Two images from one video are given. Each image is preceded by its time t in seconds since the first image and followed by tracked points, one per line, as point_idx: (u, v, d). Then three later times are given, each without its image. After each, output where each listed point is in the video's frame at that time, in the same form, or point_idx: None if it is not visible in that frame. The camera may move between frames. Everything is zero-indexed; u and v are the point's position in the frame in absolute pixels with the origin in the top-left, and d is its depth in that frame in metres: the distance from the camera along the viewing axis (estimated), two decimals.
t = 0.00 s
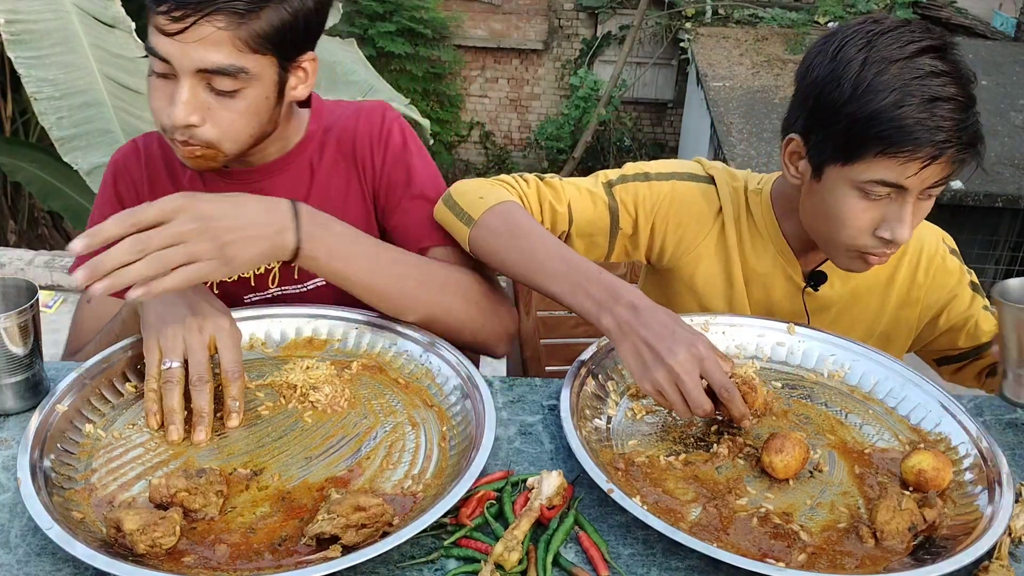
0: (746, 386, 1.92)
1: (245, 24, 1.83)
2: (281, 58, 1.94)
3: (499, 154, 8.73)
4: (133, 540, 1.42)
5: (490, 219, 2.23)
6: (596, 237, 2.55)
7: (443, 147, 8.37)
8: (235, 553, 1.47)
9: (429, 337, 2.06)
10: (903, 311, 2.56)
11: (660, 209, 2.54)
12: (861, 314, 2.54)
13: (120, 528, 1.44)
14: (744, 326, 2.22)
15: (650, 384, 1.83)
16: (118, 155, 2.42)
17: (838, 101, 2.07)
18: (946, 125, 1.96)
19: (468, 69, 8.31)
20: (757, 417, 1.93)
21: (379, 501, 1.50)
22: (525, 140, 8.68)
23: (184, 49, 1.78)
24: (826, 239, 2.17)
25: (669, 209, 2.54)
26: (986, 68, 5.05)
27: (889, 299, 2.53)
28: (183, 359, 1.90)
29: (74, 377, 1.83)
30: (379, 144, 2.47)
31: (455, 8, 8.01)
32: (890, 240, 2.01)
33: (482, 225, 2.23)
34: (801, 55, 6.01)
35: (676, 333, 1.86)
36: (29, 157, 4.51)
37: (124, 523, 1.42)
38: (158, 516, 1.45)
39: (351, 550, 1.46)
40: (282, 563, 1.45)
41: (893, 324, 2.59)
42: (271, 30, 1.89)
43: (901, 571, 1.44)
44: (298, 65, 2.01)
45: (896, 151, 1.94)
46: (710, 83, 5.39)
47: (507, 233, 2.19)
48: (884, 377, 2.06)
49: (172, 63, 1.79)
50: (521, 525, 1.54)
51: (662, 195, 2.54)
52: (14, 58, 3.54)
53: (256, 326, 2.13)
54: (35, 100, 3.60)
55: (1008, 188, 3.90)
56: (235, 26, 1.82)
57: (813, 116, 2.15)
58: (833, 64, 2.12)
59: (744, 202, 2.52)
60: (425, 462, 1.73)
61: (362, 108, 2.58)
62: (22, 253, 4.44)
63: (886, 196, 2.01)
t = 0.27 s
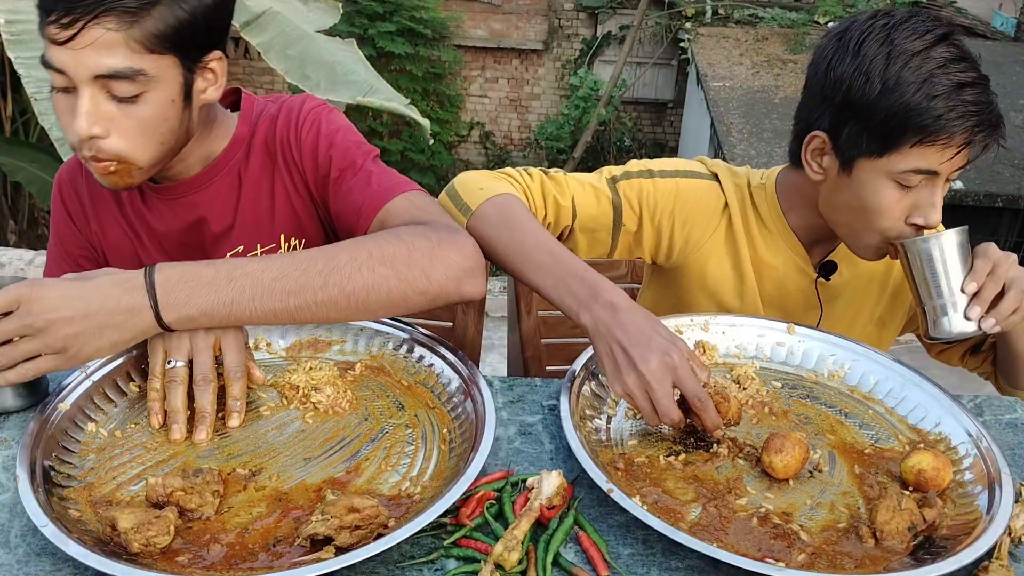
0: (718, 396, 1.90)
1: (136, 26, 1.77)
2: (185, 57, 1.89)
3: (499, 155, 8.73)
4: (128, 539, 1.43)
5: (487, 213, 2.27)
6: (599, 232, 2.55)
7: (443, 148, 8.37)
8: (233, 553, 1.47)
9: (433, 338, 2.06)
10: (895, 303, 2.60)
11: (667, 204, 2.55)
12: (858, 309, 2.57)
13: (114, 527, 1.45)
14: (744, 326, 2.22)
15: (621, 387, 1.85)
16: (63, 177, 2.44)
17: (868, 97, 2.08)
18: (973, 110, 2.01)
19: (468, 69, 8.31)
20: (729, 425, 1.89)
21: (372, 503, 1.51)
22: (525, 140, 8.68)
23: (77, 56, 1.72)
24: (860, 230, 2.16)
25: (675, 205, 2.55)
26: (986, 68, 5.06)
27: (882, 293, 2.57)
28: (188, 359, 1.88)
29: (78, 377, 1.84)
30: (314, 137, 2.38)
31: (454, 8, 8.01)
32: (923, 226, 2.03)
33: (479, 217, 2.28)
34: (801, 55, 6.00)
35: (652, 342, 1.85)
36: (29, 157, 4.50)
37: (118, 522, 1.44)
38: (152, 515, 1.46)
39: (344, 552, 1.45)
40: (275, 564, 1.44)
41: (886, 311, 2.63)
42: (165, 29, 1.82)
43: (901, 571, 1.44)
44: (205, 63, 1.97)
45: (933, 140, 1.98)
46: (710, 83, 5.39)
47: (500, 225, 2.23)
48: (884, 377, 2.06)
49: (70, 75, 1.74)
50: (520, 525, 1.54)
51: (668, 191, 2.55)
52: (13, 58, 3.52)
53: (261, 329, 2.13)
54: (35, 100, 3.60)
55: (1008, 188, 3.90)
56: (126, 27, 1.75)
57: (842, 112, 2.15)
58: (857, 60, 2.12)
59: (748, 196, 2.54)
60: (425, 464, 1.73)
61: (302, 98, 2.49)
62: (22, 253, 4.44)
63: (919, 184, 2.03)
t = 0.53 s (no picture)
0: (717, 390, 1.91)
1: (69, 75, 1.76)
2: (133, 99, 1.90)
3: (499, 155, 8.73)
4: (128, 539, 1.43)
5: (488, 224, 2.33)
6: (601, 242, 2.55)
7: (442, 148, 8.36)
8: (232, 553, 1.47)
9: (433, 338, 2.06)
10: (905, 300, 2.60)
11: (669, 211, 2.54)
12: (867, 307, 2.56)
13: (115, 527, 1.45)
14: (744, 327, 2.22)
15: (620, 384, 1.86)
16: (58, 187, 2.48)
17: (878, 105, 2.08)
18: (982, 127, 2.02)
19: (468, 69, 8.31)
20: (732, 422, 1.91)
21: (373, 503, 1.51)
22: (525, 140, 8.68)
23: (17, 114, 1.74)
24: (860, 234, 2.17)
25: (677, 212, 2.54)
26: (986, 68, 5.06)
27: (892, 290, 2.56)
28: (186, 359, 1.91)
29: (77, 376, 1.84)
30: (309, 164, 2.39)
31: (455, 8, 8.00)
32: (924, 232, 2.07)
33: (479, 231, 2.34)
34: (802, 54, 6.00)
35: (650, 337, 1.87)
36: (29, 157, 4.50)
37: (119, 522, 1.44)
38: (153, 516, 1.46)
39: (345, 551, 1.46)
40: (274, 564, 1.44)
41: (898, 313, 2.62)
42: (103, 75, 1.82)
43: (901, 571, 1.44)
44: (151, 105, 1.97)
45: (940, 153, 1.99)
46: (710, 84, 5.39)
47: (500, 233, 2.28)
48: (884, 378, 2.06)
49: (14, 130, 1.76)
50: (520, 525, 1.54)
51: (669, 198, 2.54)
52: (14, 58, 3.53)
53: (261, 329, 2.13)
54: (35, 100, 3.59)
55: (1008, 188, 3.90)
56: (59, 78, 1.75)
57: (852, 119, 2.15)
58: (870, 69, 2.13)
59: (751, 202, 2.54)
60: (425, 463, 1.73)
61: (300, 120, 2.49)
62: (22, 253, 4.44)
63: (924, 195, 2.05)
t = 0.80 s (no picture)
0: (717, 391, 1.88)
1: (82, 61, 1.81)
2: (142, 94, 1.93)
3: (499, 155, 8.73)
4: (128, 539, 1.43)
5: (491, 232, 2.34)
6: (605, 248, 2.58)
7: (442, 148, 8.36)
8: (232, 552, 1.47)
9: (432, 338, 2.06)
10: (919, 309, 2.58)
11: (676, 218, 2.55)
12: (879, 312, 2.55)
13: (114, 527, 1.45)
14: (744, 326, 2.22)
15: (618, 386, 1.86)
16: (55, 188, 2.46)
17: (893, 102, 2.08)
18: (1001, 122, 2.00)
19: (468, 69, 8.31)
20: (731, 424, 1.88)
21: (373, 503, 1.51)
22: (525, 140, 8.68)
23: (26, 97, 1.78)
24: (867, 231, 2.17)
25: (683, 219, 2.55)
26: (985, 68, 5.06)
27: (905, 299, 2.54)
28: (186, 358, 1.91)
29: (77, 377, 1.83)
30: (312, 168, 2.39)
31: (455, 7, 7.99)
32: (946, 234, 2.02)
33: (482, 238, 2.35)
34: (801, 54, 6.00)
35: (648, 340, 1.89)
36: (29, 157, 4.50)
37: (119, 523, 1.43)
38: (152, 516, 1.46)
39: (345, 550, 1.45)
40: (274, 563, 1.44)
41: (913, 321, 2.60)
42: (115, 64, 1.87)
43: (901, 571, 1.44)
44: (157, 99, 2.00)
45: (959, 148, 1.97)
46: (710, 84, 5.39)
47: (502, 239, 2.30)
48: (884, 378, 2.05)
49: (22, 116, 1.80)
50: (520, 525, 1.54)
51: (676, 205, 2.55)
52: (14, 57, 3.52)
53: (261, 328, 2.13)
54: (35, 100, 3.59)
55: (1008, 188, 3.90)
56: (73, 64, 1.80)
57: (867, 117, 2.16)
58: (884, 65, 2.13)
59: (762, 210, 2.53)
60: (426, 463, 1.73)
61: (302, 125, 2.49)
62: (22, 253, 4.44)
63: (942, 194, 2.02)
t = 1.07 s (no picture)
0: (714, 394, 1.86)
1: (92, 84, 1.77)
2: (147, 112, 1.91)
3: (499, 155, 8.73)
4: (129, 539, 1.43)
5: (490, 239, 2.35)
6: (606, 254, 2.59)
7: (442, 148, 8.36)
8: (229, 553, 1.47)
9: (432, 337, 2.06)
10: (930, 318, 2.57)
11: (678, 225, 2.56)
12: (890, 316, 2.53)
13: (114, 526, 1.45)
14: (744, 326, 2.22)
15: (615, 391, 1.86)
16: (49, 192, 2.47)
17: (900, 105, 2.09)
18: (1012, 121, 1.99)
19: (468, 69, 8.31)
20: (728, 425, 1.87)
21: (373, 502, 1.51)
22: (525, 140, 8.68)
23: (35, 118, 1.73)
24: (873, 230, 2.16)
25: (686, 226, 2.56)
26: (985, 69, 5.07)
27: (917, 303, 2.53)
28: (186, 358, 1.91)
29: (78, 377, 1.83)
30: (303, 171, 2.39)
31: (454, 7, 7.99)
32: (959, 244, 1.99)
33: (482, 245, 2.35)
34: (801, 54, 6.00)
35: (643, 344, 1.88)
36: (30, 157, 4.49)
37: (119, 522, 1.43)
38: (153, 515, 1.46)
39: (345, 550, 1.46)
40: (275, 563, 1.45)
41: (922, 332, 2.58)
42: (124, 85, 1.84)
43: (901, 571, 1.45)
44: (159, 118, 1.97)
45: (971, 149, 1.96)
46: (710, 84, 5.39)
47: (500, 245, 2.30)
48: (884, 378, 2.05)
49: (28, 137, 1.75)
50: (521, 525, 1.54)
51: (678, 212, 2.57)
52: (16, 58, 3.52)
53: (261, 328, 2.12)
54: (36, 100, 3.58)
55: (1008, 188, 3.90)
56: (82, 87, 1.76)
57: (875, 122, 2.16)
58: (890, 69, 2.14)
59: (767, 217, 2.53)
60: (426, 463, 1.73)
61: (293, 126, 2.49)
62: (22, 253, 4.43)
63: (955, 200, 2.01)
